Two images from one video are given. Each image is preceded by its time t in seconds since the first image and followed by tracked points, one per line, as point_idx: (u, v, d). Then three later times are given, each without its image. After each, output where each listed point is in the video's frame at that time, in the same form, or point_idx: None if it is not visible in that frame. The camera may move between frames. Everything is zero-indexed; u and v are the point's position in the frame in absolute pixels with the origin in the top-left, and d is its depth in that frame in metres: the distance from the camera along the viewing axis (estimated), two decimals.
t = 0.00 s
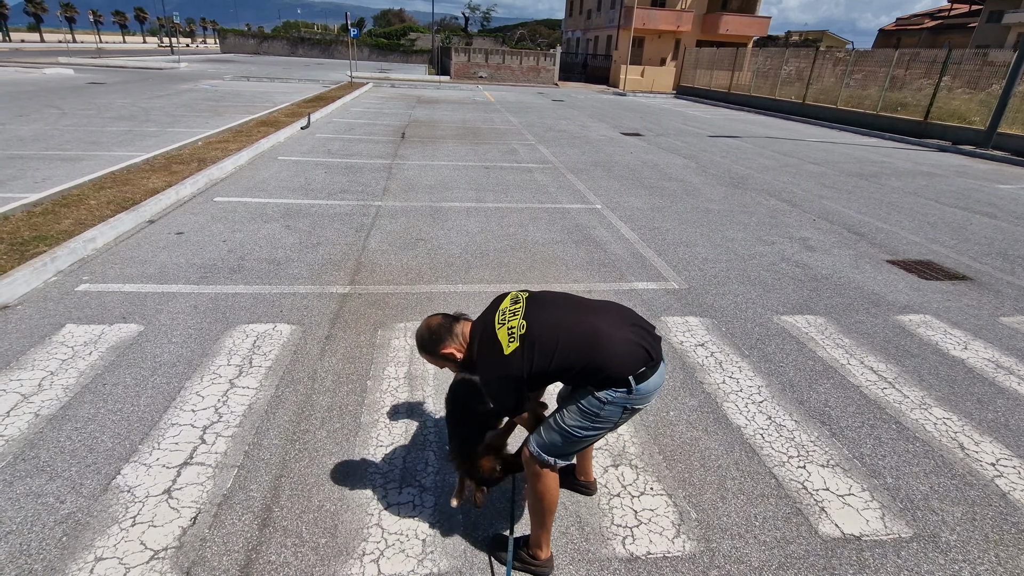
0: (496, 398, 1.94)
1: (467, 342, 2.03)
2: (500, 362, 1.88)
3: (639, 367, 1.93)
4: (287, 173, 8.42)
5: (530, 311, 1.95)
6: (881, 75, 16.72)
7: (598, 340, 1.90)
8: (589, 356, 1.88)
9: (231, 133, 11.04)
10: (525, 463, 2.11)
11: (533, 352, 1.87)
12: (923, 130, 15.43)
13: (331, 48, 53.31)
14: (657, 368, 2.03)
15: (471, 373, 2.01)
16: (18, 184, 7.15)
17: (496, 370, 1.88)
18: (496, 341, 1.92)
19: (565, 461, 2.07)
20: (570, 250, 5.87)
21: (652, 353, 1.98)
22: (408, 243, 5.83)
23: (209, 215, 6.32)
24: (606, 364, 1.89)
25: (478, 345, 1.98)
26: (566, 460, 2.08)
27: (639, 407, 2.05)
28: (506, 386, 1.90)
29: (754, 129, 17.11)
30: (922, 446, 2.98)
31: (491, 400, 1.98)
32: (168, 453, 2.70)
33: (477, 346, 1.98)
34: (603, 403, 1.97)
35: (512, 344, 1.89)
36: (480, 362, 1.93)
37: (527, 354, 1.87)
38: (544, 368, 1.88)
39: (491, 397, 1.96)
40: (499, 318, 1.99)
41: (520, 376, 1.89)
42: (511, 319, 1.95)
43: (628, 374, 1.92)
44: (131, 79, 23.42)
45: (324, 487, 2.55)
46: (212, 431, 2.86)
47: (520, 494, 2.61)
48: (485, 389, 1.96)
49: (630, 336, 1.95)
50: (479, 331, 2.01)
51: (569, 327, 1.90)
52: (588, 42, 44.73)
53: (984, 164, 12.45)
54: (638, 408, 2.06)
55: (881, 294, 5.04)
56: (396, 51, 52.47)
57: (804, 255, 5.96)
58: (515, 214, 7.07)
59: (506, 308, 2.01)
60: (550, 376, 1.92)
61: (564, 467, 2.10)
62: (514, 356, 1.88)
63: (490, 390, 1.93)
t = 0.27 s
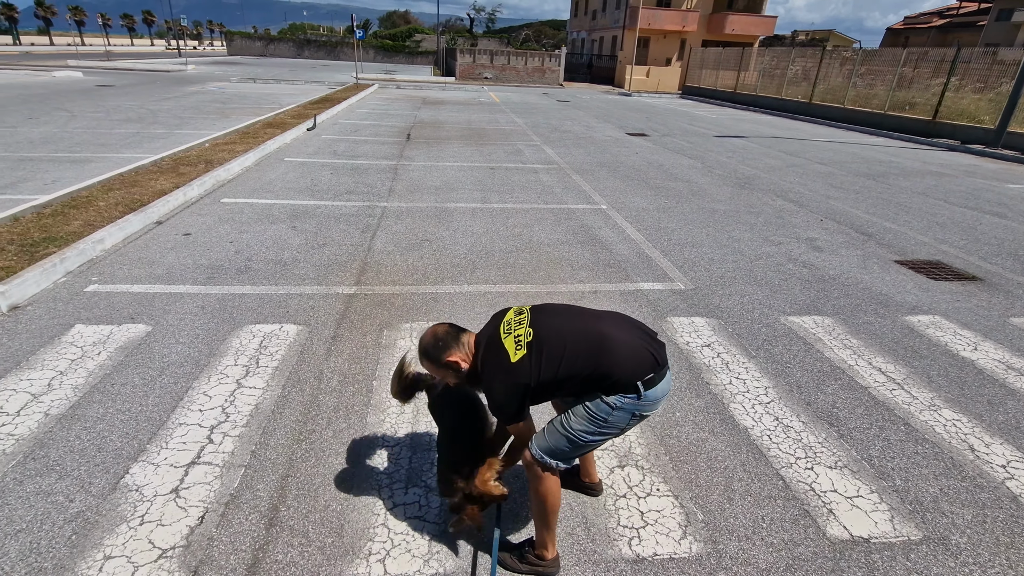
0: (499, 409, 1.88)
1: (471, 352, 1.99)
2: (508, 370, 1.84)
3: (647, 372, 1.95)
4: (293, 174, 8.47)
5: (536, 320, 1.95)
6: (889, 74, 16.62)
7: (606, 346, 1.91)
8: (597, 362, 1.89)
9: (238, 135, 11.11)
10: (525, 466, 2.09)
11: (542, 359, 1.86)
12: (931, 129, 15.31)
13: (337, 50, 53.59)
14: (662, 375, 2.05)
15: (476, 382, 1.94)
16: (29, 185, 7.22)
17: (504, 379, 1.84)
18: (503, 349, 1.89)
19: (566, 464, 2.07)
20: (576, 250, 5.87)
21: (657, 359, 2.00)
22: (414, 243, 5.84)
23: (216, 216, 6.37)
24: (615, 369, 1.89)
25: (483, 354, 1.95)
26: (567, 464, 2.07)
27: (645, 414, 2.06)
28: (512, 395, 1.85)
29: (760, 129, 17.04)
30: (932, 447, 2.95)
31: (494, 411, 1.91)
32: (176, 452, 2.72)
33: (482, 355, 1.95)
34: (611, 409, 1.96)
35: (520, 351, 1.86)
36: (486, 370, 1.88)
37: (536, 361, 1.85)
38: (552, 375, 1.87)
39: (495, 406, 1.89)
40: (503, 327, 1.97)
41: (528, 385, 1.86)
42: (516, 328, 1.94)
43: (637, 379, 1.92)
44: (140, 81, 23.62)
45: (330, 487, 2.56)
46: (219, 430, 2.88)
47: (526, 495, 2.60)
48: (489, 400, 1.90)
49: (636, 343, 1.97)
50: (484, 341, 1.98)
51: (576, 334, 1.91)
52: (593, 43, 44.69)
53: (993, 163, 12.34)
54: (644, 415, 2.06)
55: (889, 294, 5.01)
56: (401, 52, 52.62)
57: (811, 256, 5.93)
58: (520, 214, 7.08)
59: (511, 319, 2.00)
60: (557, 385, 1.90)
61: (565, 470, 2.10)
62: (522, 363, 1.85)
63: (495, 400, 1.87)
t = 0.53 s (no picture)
0: (512, 432, 1.87)
1: (474, 377, 1.90)
2: (520, 394, 1.82)
3: (650, 377, 2.02)
4: (298, 173, 8.49)
5: (540, 337, 1.94)
6: (894, 74, 16.54)
7: (610, 356, 1.96)
8: (604, 373, 1.94)
9: (243, 134, 11.15)
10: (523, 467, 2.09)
11: (553, 377, 1.87)
12: (938, 129, 15.23)
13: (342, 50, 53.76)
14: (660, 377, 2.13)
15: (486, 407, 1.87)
16: (36, 184, 7.27)
17: (516, 402, 1.83)
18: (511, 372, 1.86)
19: (565, 463, 2.12)
20: (580, 250, 5.86)
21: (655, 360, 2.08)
22: (418, 243, 5.85)
23: (222, 215, 6.39)
24: (620, 378, 1.95)
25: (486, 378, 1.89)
26: (566, 462, 2.13)
27: (647, 417, 2.12)
28: (526, 416, 1.86)
29: (765, 129, 16.99)
30: (938, 448, 2.94)
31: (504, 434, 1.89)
32: (181, 450, 2.73)
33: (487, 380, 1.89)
34: (617, 413, 2.01)
35: (530, 372, 1.85)
36: (496, 396, 1.84)
37: (547, 381, 1.86)
38: (563, 392, 1.89)
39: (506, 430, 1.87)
40: (505, 348, 1.93)
41: (540, 404, 1.87)
42: (521, 347, 1.91)
43: (642, 385, 1.99)
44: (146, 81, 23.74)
45: (334, 485, 2.56)
46: (224, 428, 2.89)
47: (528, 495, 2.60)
48: (499, 423, 1.87)
49: (636, 348, 2.04)
50: (486, 365, 1.91)
51: (581, 348, 1.94)
52: (597, 43, 44.65)
53: (1000, 164, 12.26)
54: (646, 418, 2.13)
55: (895, 295, 4.98)
56: (406, 52, 52.69)
57: (816, 256, 5.91)
58: (525, 214, 7.07)
59: (510, 338, 1.97)
60: (568, 400, 1.93)
61: (563, 468, 2.14)
62: (533, 384, 1.84)
63: (507, 425, 1.85)
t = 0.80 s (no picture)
0: (535, 411, 1.82)
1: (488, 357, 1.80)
2: (544, 370, 1.80)
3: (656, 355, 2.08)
4: (304, 173, 8.51)
5: (555, 315, 1.94)
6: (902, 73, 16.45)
7: (622, 335, 1.99)
8: (619, 352, 1.97)
9: (249, 134, 11.20)
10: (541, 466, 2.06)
11: (574, 354, 1.87)
12: (945, 129, 15.12)
13: (347, 51, 53.91)
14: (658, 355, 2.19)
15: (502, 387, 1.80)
16: (44, 184, 7.33)
17: (539, 379, 1.79)
18: (532, 348, 1.83)
19: (581, 455, 2.10)
20: (585, 249, 5.85)
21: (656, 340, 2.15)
22: (423, 242, 5.86)
23: (228, 214, 6.42)
24: (633, 356, 1.99)
25: (503, 357, 1.81)
26: (581, 454, 2.10)
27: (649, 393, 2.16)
28: (549, 394, 1.83)
29: (771, 128, 16.91)
30: (945, 450, 2.92)
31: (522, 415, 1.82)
32: (188, 448, 2.74)
33: (506, 358, 1.81)
34: (627, 396, 2.03)
35: (552, 349, 1.84)
36: (519, 374, 1.78)
37: (568, 357, 1.85)
38: (583, 370, 1.89)
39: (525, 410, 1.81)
40: (521, 325, 1.90)
41: (562, 381, 1.86)
42: (538, 325, 1.89)
43: (649, 364, 2.04)
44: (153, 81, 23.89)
45: (340, 483, 2.57)
46: (230, 426, 2.90)
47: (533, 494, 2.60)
48: (518, 404, 1.80)
49: (641, 329, 2.10)
50: (502, 342, 1.84)
51: (595, 326, 1.96)
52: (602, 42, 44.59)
53: (1009, 163, 12.16)
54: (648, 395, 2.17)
55: (902, 296, 4.95)
56: (411, 52, 52.79)
57: (823, 256, 5.88)
58: (529, 214, 7.07)
59: (524, 315, 1.94)
60: (586, 380, 1.93)
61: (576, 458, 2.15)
62: (556, 361, 1.83)
63: (530, 403, 1.80)
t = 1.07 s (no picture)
0: (569, 368, 1.80)
1: (519, 316, 1.80)
2: (578, 328, 1.83)
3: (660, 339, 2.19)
4: (311, 173, 8.54)
5: (583, 282, 2.01)
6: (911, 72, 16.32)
7: (638, 312, 2.09)
8: (636, 324, 2.04)
9: (256, 135, 11.25)
10: (562, 459, 2.09)
11: (602, 317, 1.92)
12: (956, 128, 14.99)
13: (354, 51, 54.07)
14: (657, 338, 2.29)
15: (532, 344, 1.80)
16: (54, 184, 7.39)
17: (575, 336, 1.81)
18: (567, 306, 1.86)
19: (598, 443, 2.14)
20: (591, 249, 5.84)
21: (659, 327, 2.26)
22: (429, 242, 5.87)
23: (236, 214, 6.46)
24: (647, 334, 2.07)
25: (536, 313, 1.82)
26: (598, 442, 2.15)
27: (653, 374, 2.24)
28: (583, 352, 1.83)
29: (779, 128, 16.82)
30: (956, 452, 2.89)
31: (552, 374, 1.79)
32: (196, 445, 2.76)
33: (539, 314, 1.82)
34: (637, 379, 2.10)
35: (585, 310, 1.89)
36: (555, 329, 1.79)
37: (599, 320, 1.90)
38: (610, 334, 1.94)
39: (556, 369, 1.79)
40: (554, 285, 1.93)
41: (593, 342, 1.88)
42: (570, 287, 1.93)
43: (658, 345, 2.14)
44: (162, 82, 24.05)
45: (347, 482, 2.58)
46: (238, 424, 2.92)
47: (539, 492, 2.60)
48: (548, 361, 1.78)
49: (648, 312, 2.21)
50: (536, 299, 1.85)
51: (617, 298, 2.04)
52: (609, 42, 44.48)
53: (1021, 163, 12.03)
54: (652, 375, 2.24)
55: (912, 296, 4.91)
56: (418, 52, 52.87)
57: (831, 256, 5.84)
58: (536, 214, 7.06)
59: (554, 277, 1.98)
60: (610, 347, 1.96)
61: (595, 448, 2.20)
62: (589, 322, 1.87)
63: (566, 359, 1.79)
